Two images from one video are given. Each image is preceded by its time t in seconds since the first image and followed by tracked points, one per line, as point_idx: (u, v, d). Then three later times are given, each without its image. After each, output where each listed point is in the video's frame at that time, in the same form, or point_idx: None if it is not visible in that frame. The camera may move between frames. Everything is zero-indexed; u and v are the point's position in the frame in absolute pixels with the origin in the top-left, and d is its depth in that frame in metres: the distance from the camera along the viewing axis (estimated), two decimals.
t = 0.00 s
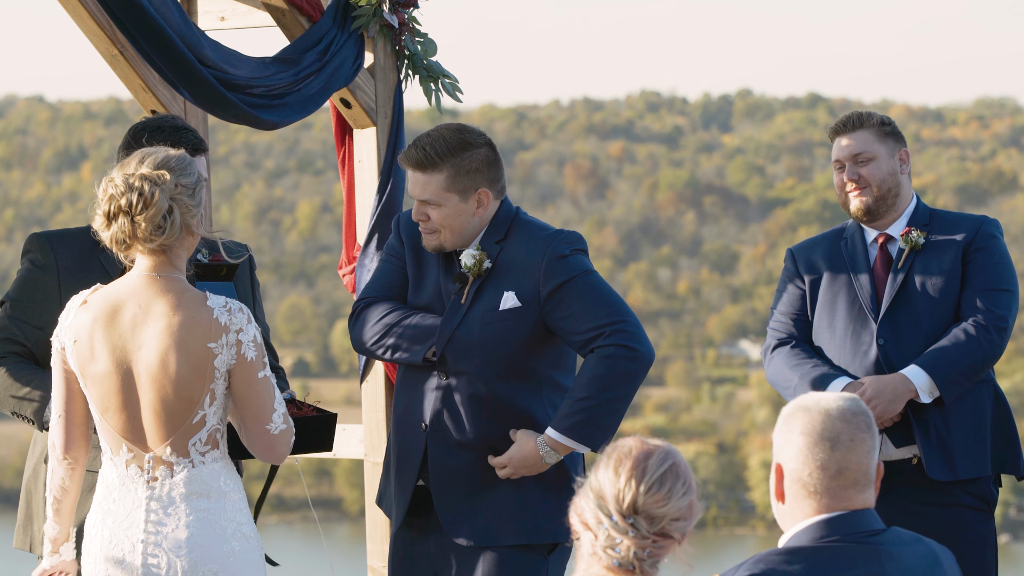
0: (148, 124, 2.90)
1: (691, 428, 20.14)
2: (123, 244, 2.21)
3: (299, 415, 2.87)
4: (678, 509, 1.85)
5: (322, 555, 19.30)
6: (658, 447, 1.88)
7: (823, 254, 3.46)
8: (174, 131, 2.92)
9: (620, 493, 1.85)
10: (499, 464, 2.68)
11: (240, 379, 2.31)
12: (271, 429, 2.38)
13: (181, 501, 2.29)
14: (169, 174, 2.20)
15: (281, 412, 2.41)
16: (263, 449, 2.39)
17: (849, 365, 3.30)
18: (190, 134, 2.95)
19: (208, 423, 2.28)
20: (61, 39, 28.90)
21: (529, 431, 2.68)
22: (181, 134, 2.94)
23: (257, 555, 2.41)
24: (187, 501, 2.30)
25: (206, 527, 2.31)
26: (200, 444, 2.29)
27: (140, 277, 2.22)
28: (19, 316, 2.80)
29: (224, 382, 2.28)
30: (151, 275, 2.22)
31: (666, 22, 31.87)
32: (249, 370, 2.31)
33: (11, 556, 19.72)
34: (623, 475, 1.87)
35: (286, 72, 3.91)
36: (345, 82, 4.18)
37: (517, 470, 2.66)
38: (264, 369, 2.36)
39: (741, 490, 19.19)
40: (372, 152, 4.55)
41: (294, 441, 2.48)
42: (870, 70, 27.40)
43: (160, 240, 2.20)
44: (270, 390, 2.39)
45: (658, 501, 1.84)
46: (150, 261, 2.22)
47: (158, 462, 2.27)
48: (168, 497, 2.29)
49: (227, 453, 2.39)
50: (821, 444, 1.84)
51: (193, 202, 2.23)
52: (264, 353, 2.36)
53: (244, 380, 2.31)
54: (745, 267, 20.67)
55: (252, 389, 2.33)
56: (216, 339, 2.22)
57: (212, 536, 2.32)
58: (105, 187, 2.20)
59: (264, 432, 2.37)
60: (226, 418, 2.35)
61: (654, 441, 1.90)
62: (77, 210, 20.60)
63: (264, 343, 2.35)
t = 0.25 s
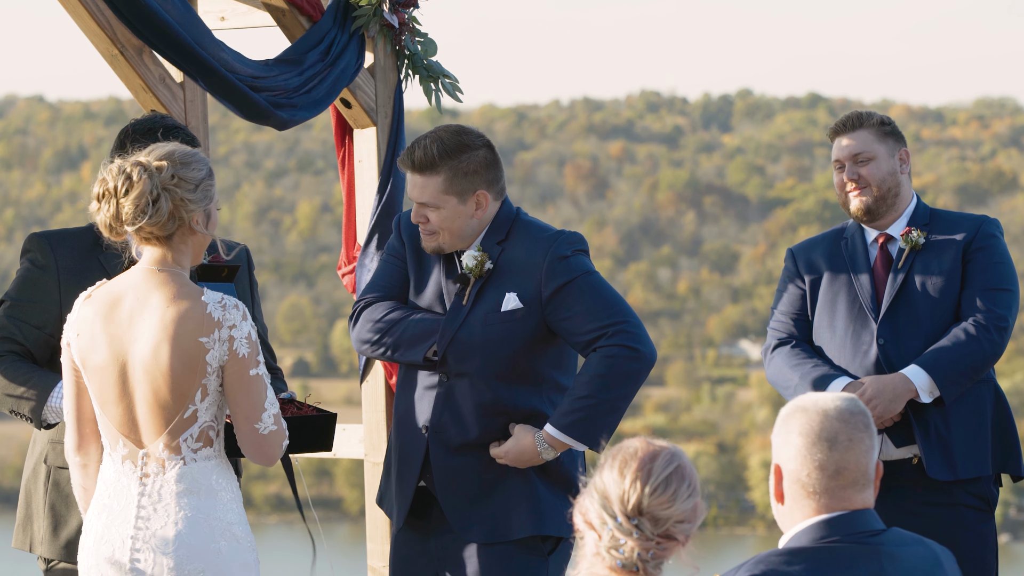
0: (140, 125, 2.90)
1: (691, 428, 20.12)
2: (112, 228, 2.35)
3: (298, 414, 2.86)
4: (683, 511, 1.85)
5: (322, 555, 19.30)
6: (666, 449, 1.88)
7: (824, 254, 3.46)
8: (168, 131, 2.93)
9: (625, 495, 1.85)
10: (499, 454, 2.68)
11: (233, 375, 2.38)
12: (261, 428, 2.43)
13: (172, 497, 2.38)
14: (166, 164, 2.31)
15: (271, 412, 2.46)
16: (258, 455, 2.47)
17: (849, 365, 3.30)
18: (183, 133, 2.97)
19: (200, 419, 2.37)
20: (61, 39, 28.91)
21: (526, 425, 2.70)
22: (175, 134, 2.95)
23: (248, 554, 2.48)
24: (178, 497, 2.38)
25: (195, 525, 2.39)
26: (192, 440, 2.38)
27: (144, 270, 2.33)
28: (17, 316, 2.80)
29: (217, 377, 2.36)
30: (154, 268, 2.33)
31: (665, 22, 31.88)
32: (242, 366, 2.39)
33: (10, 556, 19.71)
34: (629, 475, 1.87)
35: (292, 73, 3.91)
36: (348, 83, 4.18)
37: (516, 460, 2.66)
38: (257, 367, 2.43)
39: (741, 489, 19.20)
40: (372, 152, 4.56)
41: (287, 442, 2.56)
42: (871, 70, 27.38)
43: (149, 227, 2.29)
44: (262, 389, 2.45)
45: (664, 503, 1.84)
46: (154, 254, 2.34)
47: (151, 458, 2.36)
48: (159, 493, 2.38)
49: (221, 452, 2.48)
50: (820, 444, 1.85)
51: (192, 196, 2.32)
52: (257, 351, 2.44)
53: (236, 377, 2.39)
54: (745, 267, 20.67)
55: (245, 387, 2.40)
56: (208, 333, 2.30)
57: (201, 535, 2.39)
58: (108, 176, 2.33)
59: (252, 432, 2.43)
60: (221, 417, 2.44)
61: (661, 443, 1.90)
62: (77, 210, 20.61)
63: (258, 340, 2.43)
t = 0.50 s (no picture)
0: (133, 127, 2.90)
1: (691, 428, 20.10)
2: (124, 218, 2.39)
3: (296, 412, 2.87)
4: (685, 513, 1.84)
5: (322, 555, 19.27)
6: (670, 451, 1.88)
7: (824, 254, 3.45)
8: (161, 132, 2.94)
9: (626, 496, 1.85)
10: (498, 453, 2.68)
11: (231, 370, 2.40)
12: (252, 424, 2.43)
13: (163, 492, 2.40)
14: (181, 158, 2.39)
15: (265, 409, 2.47)
16: (251, 454, 2.46)
17: (850, 365, 3.29)
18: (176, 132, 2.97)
19: (195, 413, 2.39)
20: (61, 39, 28.91)
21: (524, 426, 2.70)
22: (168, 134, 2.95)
23: (239, 553, 2.50)
24: (169, 492, 2.40)
25: (186, 521, 2.41)
26: (186, 435, 2.40)
27: (158, 264, 2.38)
28: (15, 317, 2.80)
29: (215, 372, 2.38)
30: (169, 263, 2.38)
31: (665, 22, 31.89)
32: (240, 361, 2.41)
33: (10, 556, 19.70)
34: (632, 476, 1.86)
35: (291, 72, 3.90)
36: (350, 82, 4.17)
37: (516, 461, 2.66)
38: (254, 362, 2.44)
39: (741, 489, 19.15)
40: (372, 152, 4.56)
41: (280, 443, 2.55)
42: (871, 70, 27.37)
43: (157, 217, 2.35)
44: (258, 384, 2.45)
45: (666, 505, 1.83)
46: (169, 247, 2.39)
47: (146, 452, 2.40)
48: (150, 487, 2.40)
49: (216, 449, 2.49)
50: (818, 447, 1.86)
51: (205, 191, 2.38)
52: (257, 346, 2.45)
53: (234, 371, 2.40)
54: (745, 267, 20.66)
55: (242, 381, 2.41)
56: (208, 325, 2.32)
57: (189, 531, 2.40)
58: (122, 169, 2.39)
59: (244, 429, 2.43)
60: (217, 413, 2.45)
61: (664, 445, 1.90)
62: (77, 210, 20.59)
63: (259, 336, 2.45)
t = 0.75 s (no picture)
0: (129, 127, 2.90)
1: (691, 428, 20.06)
2: (136, 215, 2.39)
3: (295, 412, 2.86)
4: (683, 515, 1.84)
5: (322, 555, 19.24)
6: (669, 452, 1.87)
7: (824, 253, 3.45)
8: (157, 131, 2.94)
9: (625, 499, 1.84)
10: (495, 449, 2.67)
11: (232, 367, 2.39)
12: (248, 420, 2.39)
13: (159, 489, 2.40)
14: (196, 159, 2.40)
15: (263, 406, 2.43)
16: (248, 452, 2.42)
17: (851, 365, 3.29)
18: (173, 131, 2.98)
19: (194, 409, 2.39)
20: (62, 39, 28.93)
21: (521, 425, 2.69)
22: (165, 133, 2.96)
23: (233, 552, 2.49)
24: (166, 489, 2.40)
25: (181, 519, 2.40)
26: (184, 431, 2.40)
27: (169, 263, 2.40)
28: (14, 319, 2.80)
29: (216, 369, 2.39)
30: (181, 261, 2.39)
31: (666, 22, 31.93)
32: (241, 358, 2.40)
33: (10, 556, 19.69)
34: (631, 478, 1.85)
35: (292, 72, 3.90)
36: (349, 83, 4.16)
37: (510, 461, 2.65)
38: (255, 359, 2.42)
39: (741, 489, 19.12)
40: (373, 153, 4.56)
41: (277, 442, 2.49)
42: (871, 70, 27.37)
43: (168, 213, 2.35)
44: (258, 382, 2.43)
45: (665, 507, 1.83)
46: (182, 247, 2.41)
47: (145, 449, 2.40)
48: (146, 483, 2.40)
49: (213, 447, 2.49)
50: (811, 452, 1.85)
51: (218, 192, 2.39)
52: (259, 344, 2.45)
53: (235, 368, 2.40)
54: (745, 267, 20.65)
55: (243, 378, 2.40)
56: (210, 321, 2.33)
57: (184, 529, 2.39)
58: (137, 167, 2.40)
59: (242, 424, 2.40)
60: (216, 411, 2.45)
61: (662, 445, 1.90)
62: (77, 210, 20.59)
63: (262, 334, 2.45)
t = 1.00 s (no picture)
0: (126, 128, 2.92)
1: (691, 428, 20.06)
2: (143, 218, 2.39)
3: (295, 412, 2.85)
4: (686, 511, 1.85)
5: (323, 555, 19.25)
6: (668, 449, 1.89)
7: (827, 254, 3.44)
8: (154, 131, 2.96)
9: (627, 496, 1.85)
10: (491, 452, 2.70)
11: (233, 365, 2.38)
12: (247, 421, 2.38)
13: (162, 488, 2.39)
14: (202, 161, 2.39)
15: (263, 406, 2.41)
16: (247, 451, 2.39)
17: (853, 367, 3.29)
18: (169, 131, 3.00)
19: (196, 409, 2.38)
20: (63, 39, 28.91)
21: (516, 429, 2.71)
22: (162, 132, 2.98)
23: (234, 553, 2.48)
24: (169, 489, 2.39)
25: (183, 517, 2.39)
26: (186, 431, 2.39)
27: (175, 263, 2.39)
28: (13, 320, 2.80)
29: (217, 368, 2.38)
30: (187, 261, 2.39)
31: (667, 22, 31.91)
32: (242, 357, 2.38)
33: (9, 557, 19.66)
34: (632, 475, 1.86)
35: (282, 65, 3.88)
36: (348, 82, 4.16)
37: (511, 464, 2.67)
38: (256, 358, 2.41)
39: (742, 489, 19.09)
40: (373, 153, 4.56)
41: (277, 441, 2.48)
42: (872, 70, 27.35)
43: (175, 215, 2.34)
44: (259, 381, 2.42)
45: (667, 502, 1.84)
46: (186, 248, 2.40)
47: (148, 449, 2.40)
48: (149, 482, 2.40)
49: (215, 447, 2.48)
50: (790, 455, 1.90)
51: (226, 194, 2.39)
52: (261, 344, 2.43)
53: (237, 368, 2.38)
54: (745, 267, 20.65)
55: (245, 377, 2.39)
56: (213, 321, 2.32)
57: (184, 528, 2.39)
58: (144, 169, 2.40)
59: (241, 424, 2.38)
60: (218, 411, 2.43)
61: (663, 443, 1.91)
62: (77, 210, 20.56)
63: (264, 334, 2.43)
